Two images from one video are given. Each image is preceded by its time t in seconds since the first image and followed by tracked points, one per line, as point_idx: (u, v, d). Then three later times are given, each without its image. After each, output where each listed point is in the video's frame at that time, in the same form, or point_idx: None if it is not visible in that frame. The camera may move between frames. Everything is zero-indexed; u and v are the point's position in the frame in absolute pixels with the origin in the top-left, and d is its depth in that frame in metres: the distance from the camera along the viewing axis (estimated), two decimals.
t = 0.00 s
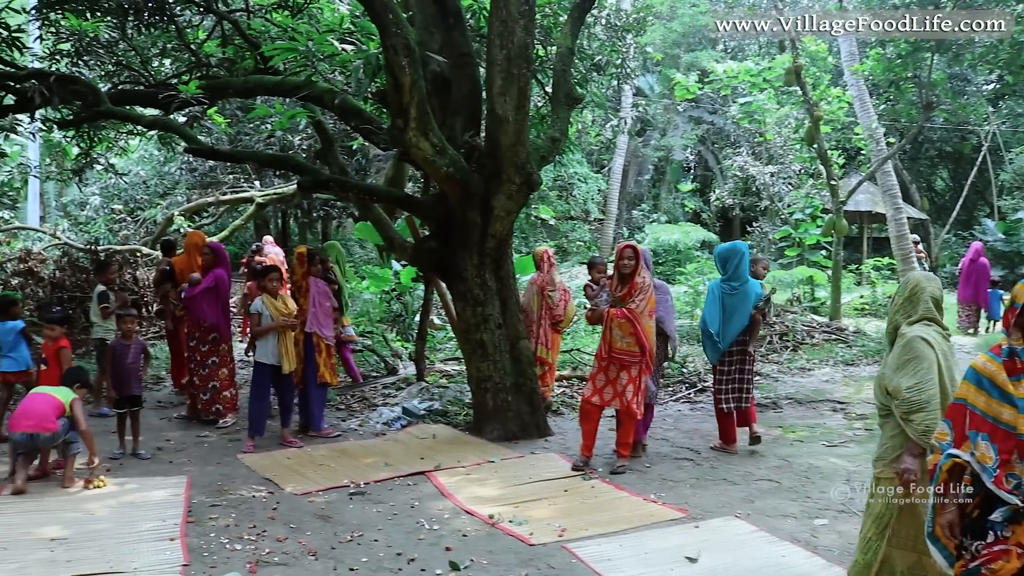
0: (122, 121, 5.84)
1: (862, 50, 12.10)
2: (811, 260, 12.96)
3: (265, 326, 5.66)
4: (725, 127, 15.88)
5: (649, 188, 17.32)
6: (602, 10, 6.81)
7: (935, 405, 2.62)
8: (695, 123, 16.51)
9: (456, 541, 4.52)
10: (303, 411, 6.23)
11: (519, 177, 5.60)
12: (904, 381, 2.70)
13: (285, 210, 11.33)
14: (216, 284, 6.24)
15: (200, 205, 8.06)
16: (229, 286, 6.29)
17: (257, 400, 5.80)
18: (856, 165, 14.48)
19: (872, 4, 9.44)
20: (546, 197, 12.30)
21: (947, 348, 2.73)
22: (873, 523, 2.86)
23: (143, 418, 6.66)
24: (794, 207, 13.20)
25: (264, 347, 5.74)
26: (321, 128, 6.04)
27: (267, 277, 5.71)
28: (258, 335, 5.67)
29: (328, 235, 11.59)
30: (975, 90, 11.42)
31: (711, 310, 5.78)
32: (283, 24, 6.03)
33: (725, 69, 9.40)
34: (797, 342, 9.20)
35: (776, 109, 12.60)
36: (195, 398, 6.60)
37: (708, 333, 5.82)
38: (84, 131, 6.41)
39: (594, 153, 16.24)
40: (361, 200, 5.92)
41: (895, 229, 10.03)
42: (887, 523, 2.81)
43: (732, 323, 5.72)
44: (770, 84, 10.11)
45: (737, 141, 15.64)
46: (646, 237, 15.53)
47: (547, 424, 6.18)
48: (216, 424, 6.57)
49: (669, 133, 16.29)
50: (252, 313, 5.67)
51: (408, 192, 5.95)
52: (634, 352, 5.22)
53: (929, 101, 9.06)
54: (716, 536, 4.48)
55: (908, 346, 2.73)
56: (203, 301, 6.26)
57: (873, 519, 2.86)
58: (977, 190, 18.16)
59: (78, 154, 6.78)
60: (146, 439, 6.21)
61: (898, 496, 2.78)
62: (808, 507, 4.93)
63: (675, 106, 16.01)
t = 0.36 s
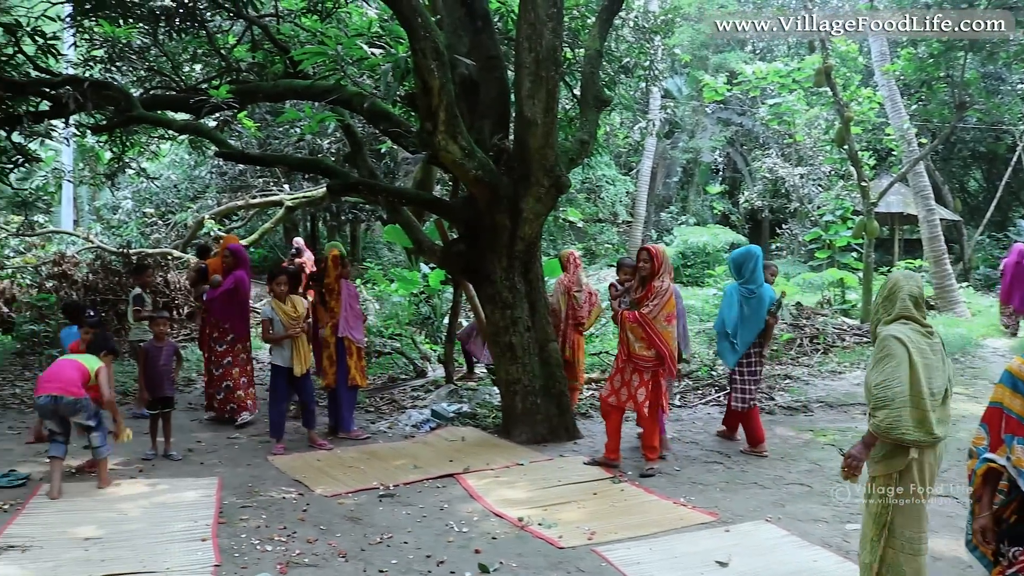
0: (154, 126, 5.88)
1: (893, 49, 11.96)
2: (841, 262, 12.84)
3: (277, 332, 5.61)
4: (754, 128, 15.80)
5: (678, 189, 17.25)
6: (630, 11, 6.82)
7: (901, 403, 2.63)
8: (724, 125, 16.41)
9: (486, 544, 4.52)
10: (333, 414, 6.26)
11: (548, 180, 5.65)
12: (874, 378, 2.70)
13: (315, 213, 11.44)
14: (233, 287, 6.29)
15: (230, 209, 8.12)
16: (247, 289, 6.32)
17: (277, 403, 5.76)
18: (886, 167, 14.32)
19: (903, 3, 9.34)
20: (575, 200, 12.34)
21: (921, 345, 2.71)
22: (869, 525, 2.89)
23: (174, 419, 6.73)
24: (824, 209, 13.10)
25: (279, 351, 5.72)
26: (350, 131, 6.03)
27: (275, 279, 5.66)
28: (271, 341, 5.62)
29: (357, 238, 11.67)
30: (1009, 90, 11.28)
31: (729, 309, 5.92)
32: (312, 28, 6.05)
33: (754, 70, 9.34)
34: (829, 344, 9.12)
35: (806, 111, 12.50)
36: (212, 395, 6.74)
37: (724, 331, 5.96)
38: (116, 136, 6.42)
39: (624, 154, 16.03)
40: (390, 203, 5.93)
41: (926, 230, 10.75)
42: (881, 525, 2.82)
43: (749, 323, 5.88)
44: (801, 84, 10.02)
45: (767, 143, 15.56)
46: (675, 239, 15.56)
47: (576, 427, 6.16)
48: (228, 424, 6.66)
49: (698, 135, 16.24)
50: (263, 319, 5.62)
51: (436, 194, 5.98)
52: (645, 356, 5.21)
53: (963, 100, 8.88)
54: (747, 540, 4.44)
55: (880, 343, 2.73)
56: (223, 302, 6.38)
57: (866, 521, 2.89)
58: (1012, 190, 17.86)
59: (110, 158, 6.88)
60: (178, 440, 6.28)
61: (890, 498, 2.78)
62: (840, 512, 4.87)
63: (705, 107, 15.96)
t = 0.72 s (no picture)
0: (192, 133, 5.94)
1: (931, 53, 11.81)
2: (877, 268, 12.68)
3: (302, 339, 5.60)
4: (789, 134, 15.75)
5: (711, 195, 17.30)
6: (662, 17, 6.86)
7: (895, 404, 2.85)
8: (758, 131, 16.38)
9: (519, 550, 4.51)
10: (367, 419, 6.28)
11: (582, 187, 5.62)
12: (869, 379, 2.92)
13: (348, 220, 11.55)
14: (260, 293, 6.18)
15: (265, 215, 8.24)
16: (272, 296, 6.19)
17: (308, 409, 5.77)
18: (924, 172, 14.11)
19: (942, 7, 9.24)
20: (607, 205, 12.36)
21: (914, 348, 2.92)
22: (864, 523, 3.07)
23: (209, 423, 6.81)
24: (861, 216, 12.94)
25: (307, 358, 5.71)
26: (384, 137, 6.05)
27: (298, 287, 5.70)
28: (296, 348, 5.63)
29: (390, 244, 11.75)
30: None
31: (767, 317, 5.83)
32: (348, 36, 6.14)
33: (788, 75, 9.30)
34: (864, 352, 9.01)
35: (841, 116, 12.43)
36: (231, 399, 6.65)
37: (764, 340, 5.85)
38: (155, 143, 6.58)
39: (656, 160, 16.33)
40: (424, 209, 5.95)
41: (966, 236, 10.74)
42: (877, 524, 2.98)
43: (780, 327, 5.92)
44: (837, 89, 9.93)
45: (802, 149, 15.48)
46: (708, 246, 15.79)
47: (609, 434, 6.13)
48: (243, 427, 6.64)
49: (732, 140, 16.20)
50: (288, 328, 5.62)
51: (470, 200, 5.99)
52: (647, 361, 5.35)
53: (1004, 104, 8.75)
54: (783, 550, 4.38)
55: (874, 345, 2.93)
56: (253, 306, 6.23)
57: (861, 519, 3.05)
58: None
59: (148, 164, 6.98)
60: (213, 444, 6.34)
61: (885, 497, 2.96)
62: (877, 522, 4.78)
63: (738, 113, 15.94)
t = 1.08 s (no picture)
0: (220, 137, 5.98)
1: (962, 52, 11.73)
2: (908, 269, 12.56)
3: (329, 341, 5.68)
4: (817, 135, 15.71)
5: (739, 198, 17.28)
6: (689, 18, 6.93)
7: (895, 396, 3.14)
8: (785, 132, 16.37)
9: (546, 552, 4.51)
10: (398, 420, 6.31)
11: (609, 188, 5.61)
12: (869, 374, 3.18)
13: (375, 222, 11.65)
14: (284, 295, 6.23)
15: (293, 216, 8.32)
16: (296, 298, 6.24)
17: (336, 409, 5.80)
18: (954, 173, 13.96)
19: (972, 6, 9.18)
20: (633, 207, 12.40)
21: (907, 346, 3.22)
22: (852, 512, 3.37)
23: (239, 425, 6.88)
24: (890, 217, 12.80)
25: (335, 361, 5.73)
26: (410, 140, 6.06)
27: (327, 289, 5.73)
28: (323, 351, 5.70)
29: (416, 247, 11.83)
30: None
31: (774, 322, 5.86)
32: (374, 39, 6.14)
33: (816, 76, 9.30)
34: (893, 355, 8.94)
35: (870, 116, 12.37)
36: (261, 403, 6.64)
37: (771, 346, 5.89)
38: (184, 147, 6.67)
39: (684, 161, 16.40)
40: (452, 212, 5.98)
41: (999, 239, 10.58)
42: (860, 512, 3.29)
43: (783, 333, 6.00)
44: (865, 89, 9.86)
45: (831, 150, 15.42)
46: (736, 248, 15.70)
47: (637, 436, 6.13)
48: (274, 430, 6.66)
49: (759, 142, 16.17)
50: (316, 331, 5.76)
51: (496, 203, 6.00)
52: (658, 362, 5.48)
53: None
54: (812, 554, 4.34)
55: (872, 342, 3.20)
56: (275, 310, 6.31)
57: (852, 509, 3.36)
58: None
59: (178, 167, 7.07)
60: (242, 445, 6.40)
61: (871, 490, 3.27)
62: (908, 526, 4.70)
63: (764, 114, 15.93)
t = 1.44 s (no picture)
0: (247, 137, 6.01)
1: (992, 52, 11.58)
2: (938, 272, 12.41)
3: (358, 341, 5.70)
4: (844, 135, 15.64)
5: (764, 199, 17.18)
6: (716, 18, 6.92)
7: (866, 397, 3.15)
8: (811, 132, 16.30)
9: (570, 554, 4.50)
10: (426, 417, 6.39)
11: (635, 190, 5.59)
12: (842, 375, 3.19)
13: (400, 223, 11.72)
14: (308, 296, 6.26)
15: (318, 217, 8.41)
16: (321, 299, 6.26)
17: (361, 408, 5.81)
18: (984, 174, 13.76)
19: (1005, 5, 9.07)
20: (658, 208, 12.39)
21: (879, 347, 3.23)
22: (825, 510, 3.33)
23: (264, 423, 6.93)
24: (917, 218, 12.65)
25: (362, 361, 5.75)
26: (436, 140, 6.07)
27: (358, 288, 5.74)
28: (351, 349, 5.72)
29: (440, 246, 11.88)
30: None
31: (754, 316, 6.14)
32: (400, 41, 6.18)
33: (842, 77, 9.27)
34: (921, 358, 8.82)
35: (899, 116, 12.25)
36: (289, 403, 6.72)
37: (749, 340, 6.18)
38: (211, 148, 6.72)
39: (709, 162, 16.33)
40: (477, 213, 5.99)
41: None
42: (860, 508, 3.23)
43: (770, 330, 6.16)
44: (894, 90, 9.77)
45: (858, 150, 15.30)
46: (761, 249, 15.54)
47: (661, 438, 6.12)
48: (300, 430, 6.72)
49: (785, 143, 16.11)
50: (343, 329, 5.74)
51: (521, 204, 6.00)
52: (676, 365, 5.48)
53: None
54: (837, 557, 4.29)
55: (845, 344, 3.20)
56: (301, 310, 6.33)
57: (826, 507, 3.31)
58: None
59: (205, 168, 7.12)
60: (267, 443, 6.44)
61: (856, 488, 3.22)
62: (936, 531, 4.63)
63: (790, 115, 15.87)
